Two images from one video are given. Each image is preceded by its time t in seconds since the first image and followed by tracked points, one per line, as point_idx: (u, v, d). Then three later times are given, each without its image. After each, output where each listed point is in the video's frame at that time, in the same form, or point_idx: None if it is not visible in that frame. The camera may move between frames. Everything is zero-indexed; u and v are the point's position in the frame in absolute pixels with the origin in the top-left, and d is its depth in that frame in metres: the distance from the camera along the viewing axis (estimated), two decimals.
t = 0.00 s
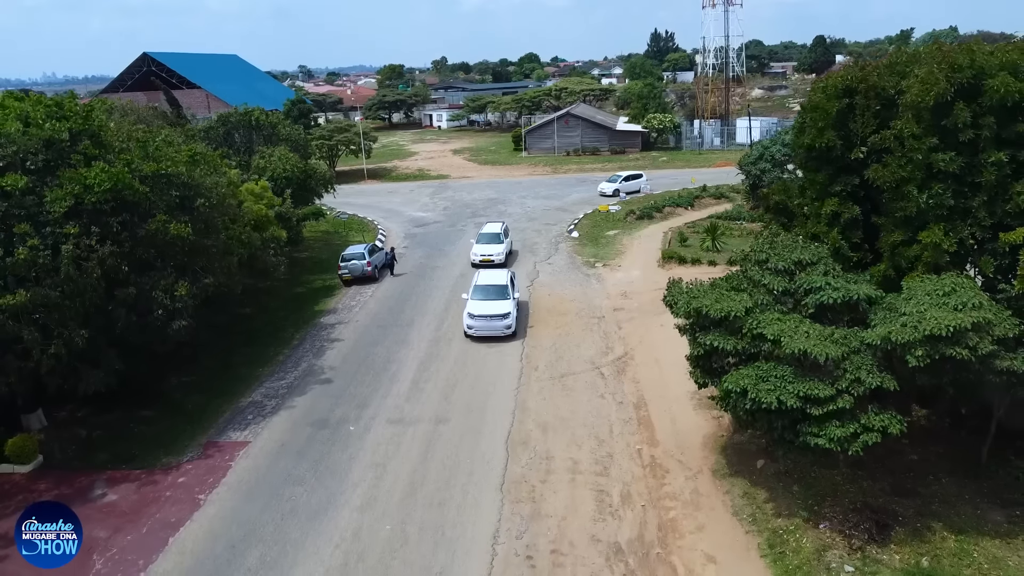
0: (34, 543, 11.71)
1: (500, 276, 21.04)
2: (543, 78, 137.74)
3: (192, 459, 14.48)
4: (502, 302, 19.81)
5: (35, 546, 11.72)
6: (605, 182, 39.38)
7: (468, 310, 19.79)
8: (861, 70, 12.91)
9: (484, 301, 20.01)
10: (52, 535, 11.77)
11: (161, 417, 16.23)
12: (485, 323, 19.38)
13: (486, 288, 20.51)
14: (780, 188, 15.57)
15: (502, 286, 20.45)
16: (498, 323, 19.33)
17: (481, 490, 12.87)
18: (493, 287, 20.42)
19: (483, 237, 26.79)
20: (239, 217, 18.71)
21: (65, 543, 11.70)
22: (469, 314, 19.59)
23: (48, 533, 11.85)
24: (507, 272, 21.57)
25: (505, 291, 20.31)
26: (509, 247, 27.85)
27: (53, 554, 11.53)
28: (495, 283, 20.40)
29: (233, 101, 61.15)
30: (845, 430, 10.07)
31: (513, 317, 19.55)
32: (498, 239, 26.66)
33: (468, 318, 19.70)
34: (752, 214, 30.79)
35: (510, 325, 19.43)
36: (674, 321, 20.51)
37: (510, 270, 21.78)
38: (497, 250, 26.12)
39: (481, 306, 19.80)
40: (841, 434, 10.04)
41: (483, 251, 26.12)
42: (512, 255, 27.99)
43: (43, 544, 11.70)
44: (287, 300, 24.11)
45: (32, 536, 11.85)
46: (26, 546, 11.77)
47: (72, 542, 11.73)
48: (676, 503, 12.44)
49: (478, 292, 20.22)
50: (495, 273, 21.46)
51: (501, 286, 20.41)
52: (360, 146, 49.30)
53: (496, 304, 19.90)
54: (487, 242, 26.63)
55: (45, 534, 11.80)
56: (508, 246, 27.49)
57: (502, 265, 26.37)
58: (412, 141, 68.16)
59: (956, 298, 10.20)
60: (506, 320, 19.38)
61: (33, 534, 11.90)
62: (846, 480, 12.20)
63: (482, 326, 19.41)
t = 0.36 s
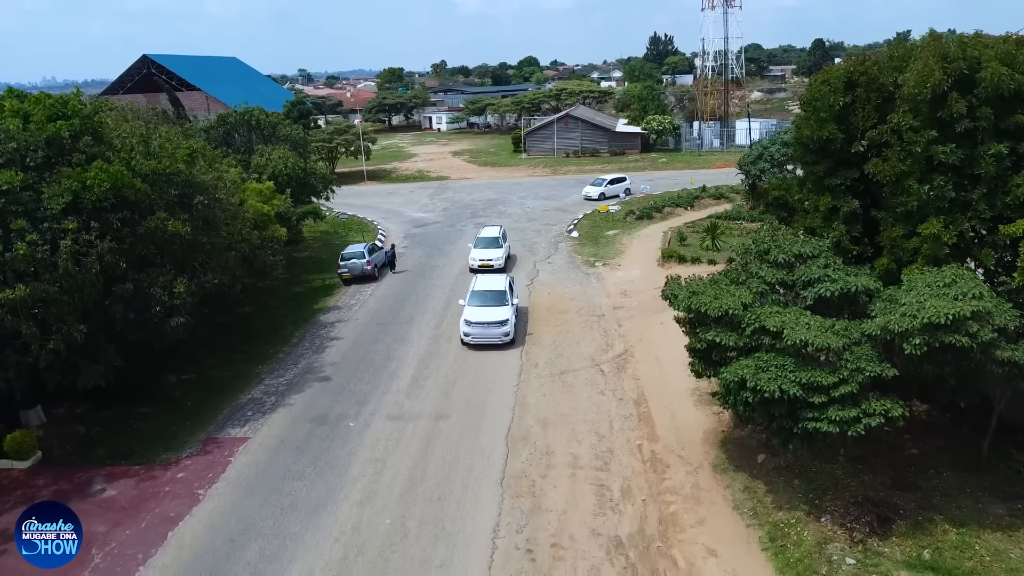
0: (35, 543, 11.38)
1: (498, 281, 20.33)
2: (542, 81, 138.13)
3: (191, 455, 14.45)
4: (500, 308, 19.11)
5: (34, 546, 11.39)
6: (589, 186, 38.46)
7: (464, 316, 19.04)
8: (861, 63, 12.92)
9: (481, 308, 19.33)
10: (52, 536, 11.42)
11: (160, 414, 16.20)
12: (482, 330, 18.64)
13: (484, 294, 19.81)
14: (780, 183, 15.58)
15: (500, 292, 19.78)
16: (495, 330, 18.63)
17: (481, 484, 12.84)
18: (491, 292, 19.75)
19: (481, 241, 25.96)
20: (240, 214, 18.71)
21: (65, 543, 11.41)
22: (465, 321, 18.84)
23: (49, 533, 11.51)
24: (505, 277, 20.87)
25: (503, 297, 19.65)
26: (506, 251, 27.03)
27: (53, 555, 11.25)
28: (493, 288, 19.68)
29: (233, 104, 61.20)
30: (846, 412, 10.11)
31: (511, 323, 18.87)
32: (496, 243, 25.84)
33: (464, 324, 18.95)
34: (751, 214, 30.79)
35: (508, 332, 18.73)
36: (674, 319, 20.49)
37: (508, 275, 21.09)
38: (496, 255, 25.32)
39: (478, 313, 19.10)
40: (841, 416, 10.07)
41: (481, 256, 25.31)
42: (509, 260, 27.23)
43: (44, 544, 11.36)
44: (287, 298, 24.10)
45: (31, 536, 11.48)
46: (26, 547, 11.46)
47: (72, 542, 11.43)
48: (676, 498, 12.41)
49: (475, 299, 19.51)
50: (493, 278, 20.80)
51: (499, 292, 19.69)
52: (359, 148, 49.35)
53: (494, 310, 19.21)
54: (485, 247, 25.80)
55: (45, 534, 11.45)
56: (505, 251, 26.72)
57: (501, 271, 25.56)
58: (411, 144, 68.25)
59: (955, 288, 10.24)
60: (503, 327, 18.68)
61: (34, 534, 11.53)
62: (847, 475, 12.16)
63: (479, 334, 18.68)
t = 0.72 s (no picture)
0: (34, 543, 10.95)
1: (496, 284, 19.66)
2: (542, 84, 138.66)
3: (189, 447, 14.40)
4: (497, 312, 18.42)
5: (35, 546, 10.92)
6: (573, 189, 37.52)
7: (459, 321, 18.38)
8: (860, 52, 12.89)
9: (477, 312, 18.65)
10: (53, 536, 10.93)
11: (158, 407, 16.15)
12: (478, 334, 17.93)
13: (481, 297, 19.18)
14: (780, 175, 15.56)
15: (497, 295, 19.11)
16: (491, 334, 17.90)
17: (479, 475, 12.78)
18: (488, 296, 19.08)
19: (479, 243, 25.24)
20: (238, 209, 18.70)
21: (65, 543, 10.97)
22: (461, 325, 18.17)
23: (49, 533, 11.02)
24: (504, 280, 20.20)
25: (501, 301, 18.98)
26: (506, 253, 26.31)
27: (53, 556, 10.85)
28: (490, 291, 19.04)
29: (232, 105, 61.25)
30: (846, 399, 10.04)
31: (508, 328, 18.13)
32: (495, 245, 25.10)
33: (459, 329, 18.28)
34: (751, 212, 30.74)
35: (505, 337, 17.97)
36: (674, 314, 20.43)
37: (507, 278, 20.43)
38: (495, 257, 24.62)
39: (474, 316, 18.42)
40: (841, 403, 10.01)
41: (480, 259, 24.60)
42: (509, 262, 26.53)
43: (44, 544, 10.91)
44: (285, 295, 24.06)
45: (32, 537, 10.97)
46: (26, 546, 11.03)
47: (73, 542, 11.01)
48: (676, 488, 12.36)
49: (471, 302, 18.85)
50: (491, 281, 20.17)
51: (497, 296, 19.01)
52: (359, 148, 49.43)
53: (491, 314, 18.52)
54: (484, 249, 25.10)
55: (45, 534, 10.97)
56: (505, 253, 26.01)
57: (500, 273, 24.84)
58: (411, 145, 68.34)
59: (955, 273, 10.24)
60: (500, 331, 17.94)
61: (34, 534, 11.05)
62: (847, 465, 12.09)
63: (475, 338, 17.98)
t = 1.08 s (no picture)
0: (34, 543, 9.60)
1: (492, 284, 18.95)
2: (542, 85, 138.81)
3: (186, 435, 14.39)
4: (493, 312, 17.73)
5: (35, 546, 9.64)
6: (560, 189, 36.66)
7: (454, 321, 17.71)
8: (859, 39, 12.89)
9: (473, 312, 18.00)
10: (53, 536, 9.55)
11: (155, 398, 16.13)
12: (473, 335, 17.28)
13: (477, 297, 18.48)
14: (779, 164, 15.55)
15: (494, 295, 18.45)
16: (487, 335, 17.26)
17: (477, 462, 12.76)
18: (484, 295, 18.41)
19: (476, 244, 24.47)
20: (234, 202, 18.78)
21: (66, 543, 9.75)
22: (455, 325, 17.49)
23: (48, 532, 9.62)
24: (500, 280, 19.49)
25: (498, 301, 18.31)
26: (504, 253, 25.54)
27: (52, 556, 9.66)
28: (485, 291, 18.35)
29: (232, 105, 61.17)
30: (843, 387, 9.98)
31: (504, 329, 17.47)
32: (492, 245, 24.33)
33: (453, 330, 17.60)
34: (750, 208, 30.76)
35: (501, 339, 17.33)
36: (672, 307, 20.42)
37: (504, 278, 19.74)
38: (491, 257, 23.82)
39: (469, 317, 17.75)
40: (838, 392, 9.95)
41: (478, 259, 23.87)
42: (507, 263, 25.78)
43: (43, 544, 9.59)
44: (284, 289, 24.04)
45: (32, 537, 9.59)
46: (23, 545, 9.68)
47: (73, 543, 9.79)
48: (673, 474, 12.34)
49: (466, 302, 18.14)
50: (488, 280, 19.52)
51: (493, 296, 18.31)
52: (359, 146, 49.43)
53: (487, 314, 17.84)
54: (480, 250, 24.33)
55: (44, 533, 9.57)
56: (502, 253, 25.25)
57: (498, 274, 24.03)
58: (411, 145, 68.38)
59: (953, 257, 10.17)
60: (496, 332, 17.30)
61: (32, 534, 9.60)
62: (845, 451, 12.07)
63: (470, 339, 17.32)
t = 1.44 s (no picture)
0: (35, 544, 9.20)
1: (488, 286, 18.21)
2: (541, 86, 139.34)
3: (184, 427, 14.41)
4: (488, 316, 17.02)
5: (34, 546, 9.23)
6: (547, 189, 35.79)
7: (447, 325, 16.95)
8: (855, 29, 12.95)
9: (468, 314, 17.23)
10: (53, 536, 9.14)
11: (153, 391, 16.15)
12: (467, 339, 16.54)
13: (472, 300, 17.72)
14: (776, 155, 15.57)
15: (489, 297, 17.68)
16: (482, 339, 16.51)
17: (475, 452, 12.79)
18: (480, 298, 17.66)
19: (472, 245, 23.70)
20: (230, 195, 18.85)
21: (66, 543, 9.35)
22: (448, 329, 16.75)
23: (48, 534, 9.21)
24: (496, 282, 18.75)
25: (493, 303, 17.54)
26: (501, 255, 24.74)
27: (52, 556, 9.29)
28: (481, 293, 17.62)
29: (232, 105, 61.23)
30: (838, 372, 10.02)
31: (500, 332, 16.74)
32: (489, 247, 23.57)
33: (447, 334, 16.83)
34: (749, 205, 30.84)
35: (496, 343, 16.58)
36: (670, 302, 20.47)
37: (500, 280, 19.03)
38: (488, 259, 23.02)
39: (464, 320, 17.01)
40: (834, 376, 9.98)
41: (474, 260, 23.04)
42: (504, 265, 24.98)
43: (44, 544, 9.18)
44: (283, 285, 24.07)
45: (31, 536, 9.17)
46: (25, 546, 9.27)
47: (74, 543, 9.39)
48: (671, 464, 12.36)
49: (460, 305, 17.39)
50: (483, 281, 18.76)
51: (488, 298, 17.61)
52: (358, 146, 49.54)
53: (482, 317, 17.10)
54: (476, 251, 23.56)
55: (44, 533, 9.17)
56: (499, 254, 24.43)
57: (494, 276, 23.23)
58: (410, 145, 68.51)
59: (949, 243, 10.20)
60: (492, 336, 16.57)
61: (33, 534, 9.19)
62: (842, 440, 12.09)
63: (463, 344, 16.57)
